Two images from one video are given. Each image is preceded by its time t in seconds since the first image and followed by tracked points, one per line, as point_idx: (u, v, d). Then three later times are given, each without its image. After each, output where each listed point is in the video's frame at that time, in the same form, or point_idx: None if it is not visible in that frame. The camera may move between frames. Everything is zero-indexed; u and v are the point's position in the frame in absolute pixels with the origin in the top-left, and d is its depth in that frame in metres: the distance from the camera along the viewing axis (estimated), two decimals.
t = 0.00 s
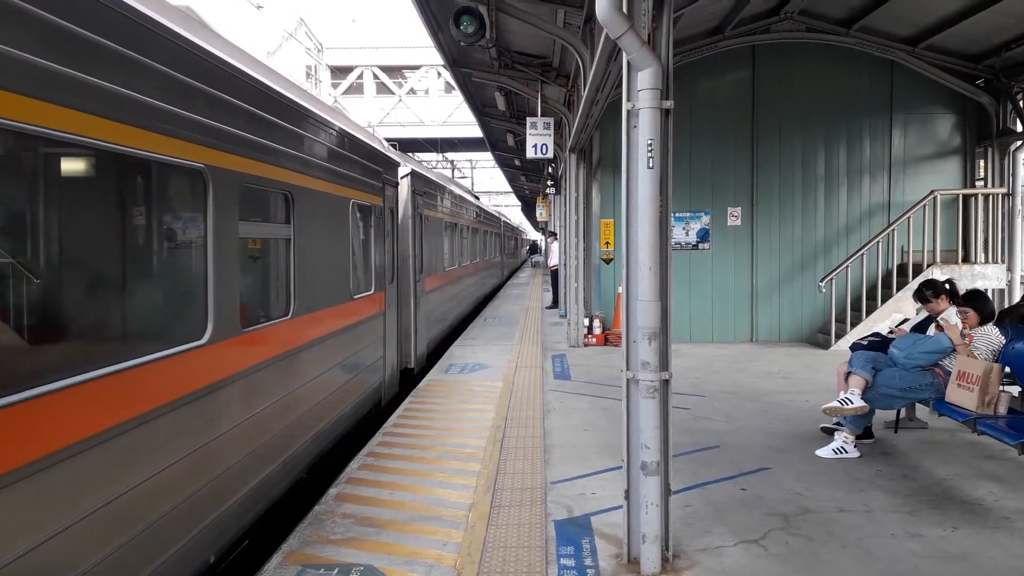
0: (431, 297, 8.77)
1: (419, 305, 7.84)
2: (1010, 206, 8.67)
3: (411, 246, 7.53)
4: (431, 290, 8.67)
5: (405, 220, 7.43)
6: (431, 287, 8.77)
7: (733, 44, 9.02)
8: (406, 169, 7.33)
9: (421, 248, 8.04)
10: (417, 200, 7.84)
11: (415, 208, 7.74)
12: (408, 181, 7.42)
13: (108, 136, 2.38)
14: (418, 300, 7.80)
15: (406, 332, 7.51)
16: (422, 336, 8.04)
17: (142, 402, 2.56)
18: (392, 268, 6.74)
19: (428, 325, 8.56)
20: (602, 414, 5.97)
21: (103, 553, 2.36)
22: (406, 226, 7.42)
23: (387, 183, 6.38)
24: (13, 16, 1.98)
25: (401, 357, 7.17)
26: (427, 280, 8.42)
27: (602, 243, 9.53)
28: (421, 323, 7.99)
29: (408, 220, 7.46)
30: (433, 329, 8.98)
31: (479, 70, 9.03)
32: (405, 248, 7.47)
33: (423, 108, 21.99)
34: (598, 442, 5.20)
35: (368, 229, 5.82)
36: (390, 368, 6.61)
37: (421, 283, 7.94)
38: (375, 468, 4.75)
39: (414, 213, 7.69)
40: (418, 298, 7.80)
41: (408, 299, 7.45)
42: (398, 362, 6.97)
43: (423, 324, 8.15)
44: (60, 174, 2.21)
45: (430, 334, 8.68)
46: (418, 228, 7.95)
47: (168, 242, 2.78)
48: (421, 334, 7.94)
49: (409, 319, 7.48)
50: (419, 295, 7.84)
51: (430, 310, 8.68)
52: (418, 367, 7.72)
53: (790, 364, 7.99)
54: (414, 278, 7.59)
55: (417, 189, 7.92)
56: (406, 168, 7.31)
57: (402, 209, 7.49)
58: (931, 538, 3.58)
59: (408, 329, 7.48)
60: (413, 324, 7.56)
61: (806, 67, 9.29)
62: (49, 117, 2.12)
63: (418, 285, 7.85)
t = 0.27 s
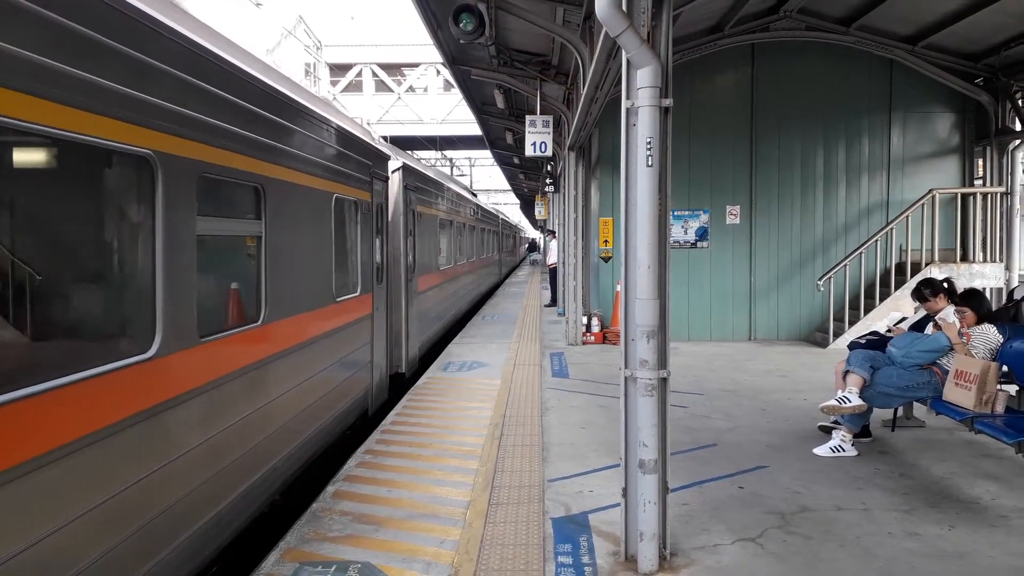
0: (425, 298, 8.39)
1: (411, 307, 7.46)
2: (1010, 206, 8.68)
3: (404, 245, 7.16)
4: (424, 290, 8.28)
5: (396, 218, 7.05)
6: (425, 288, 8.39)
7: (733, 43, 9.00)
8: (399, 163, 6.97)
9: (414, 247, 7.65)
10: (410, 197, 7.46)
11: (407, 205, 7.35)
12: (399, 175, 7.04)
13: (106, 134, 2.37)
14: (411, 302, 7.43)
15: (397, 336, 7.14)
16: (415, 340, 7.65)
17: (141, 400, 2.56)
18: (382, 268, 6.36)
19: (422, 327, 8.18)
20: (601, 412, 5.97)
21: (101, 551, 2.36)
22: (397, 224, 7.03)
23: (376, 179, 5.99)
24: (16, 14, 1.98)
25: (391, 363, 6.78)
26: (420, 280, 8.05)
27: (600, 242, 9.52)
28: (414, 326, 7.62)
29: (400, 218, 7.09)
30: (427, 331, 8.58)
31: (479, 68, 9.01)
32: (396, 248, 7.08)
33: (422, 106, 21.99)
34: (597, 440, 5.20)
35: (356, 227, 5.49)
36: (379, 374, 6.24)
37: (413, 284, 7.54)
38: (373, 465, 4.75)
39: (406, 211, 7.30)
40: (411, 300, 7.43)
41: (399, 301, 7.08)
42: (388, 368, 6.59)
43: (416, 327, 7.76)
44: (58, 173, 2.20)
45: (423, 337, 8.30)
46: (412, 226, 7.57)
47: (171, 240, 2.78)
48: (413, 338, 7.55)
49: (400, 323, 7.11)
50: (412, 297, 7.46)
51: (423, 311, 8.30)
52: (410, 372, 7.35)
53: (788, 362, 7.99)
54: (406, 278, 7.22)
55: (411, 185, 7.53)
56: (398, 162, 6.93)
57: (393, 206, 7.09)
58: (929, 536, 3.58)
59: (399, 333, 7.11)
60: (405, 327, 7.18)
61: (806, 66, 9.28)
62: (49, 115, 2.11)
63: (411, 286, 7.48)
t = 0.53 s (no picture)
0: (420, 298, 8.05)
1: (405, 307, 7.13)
2: (1011, 201, 8.45)
3: (398, 242, 6.85)
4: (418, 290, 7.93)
5: (389, 213, 6.72)
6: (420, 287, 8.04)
7: (735, 39, 9.01)
8: (391, 156, 6.65)
9: (408, 244, 7.34)
10: (404, 191, 7.14)
11: (401, 200, 7.04)
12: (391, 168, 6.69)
13: (106, 130, 2.36)
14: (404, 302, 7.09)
15: (388, 338, 6.80)
16: (407, 342, 7.30)
17: (141, 398, 2.56)
18: (372, 266, 6.03)
19: (416, 328, 7.83)
20: (602, 409, 5.97)
21: (101, 549, 2.36)
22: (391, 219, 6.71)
23: (367, 172, 5.69)
24: (20, 13, 1.98)
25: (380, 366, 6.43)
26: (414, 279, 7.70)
27: (602, 238, 9.52)
28: (407, 327, 7.28)
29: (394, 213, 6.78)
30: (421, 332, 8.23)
31: (480, 64, 9.01)
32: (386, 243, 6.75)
33: (424, 103, 21.99)
34: (598, 437, 5.20)
35: (349, 223, 5.23)
36: (369, 379, 5.92)
37: (406, 283, 7.20)
38: (374, 462, 4.76)
39: (400, 206, 6.98)
40: (404, 300, 7.09)
41: (391, 300, 6.76)
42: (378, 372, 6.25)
43: (410, 328, 7.42)
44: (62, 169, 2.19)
45: (418, 338, 7.96)
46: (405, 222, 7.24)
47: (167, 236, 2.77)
48: (405, 340, 7.20)
49: (391, 324, 6.79)
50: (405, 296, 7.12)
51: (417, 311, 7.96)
52: (402, 376, 7.02)
53: (790, 359, 7.99)
54: (398, 277, 6.89)
55: (404, 179, 7.20)
56: (391, 154, 6.62)
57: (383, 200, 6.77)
58: (930, 533, 3.59)
59: (389, 335, 6.78)
60: (396, 329, 6.84)
61: (808, 62, 9.27)
62: (53, 113, 2.12)
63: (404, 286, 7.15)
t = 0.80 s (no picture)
0: (412, 298, 7.62)
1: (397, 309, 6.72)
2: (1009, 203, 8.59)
3: (391, 240, 6.48)
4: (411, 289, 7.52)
5: (379, 209, 6.31)
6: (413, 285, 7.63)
7: (734, 36, 9.00)
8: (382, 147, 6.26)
9: (399, 240, 6.93)
10: (395, 185, 6.72)
11: (393, 195, 6.65)
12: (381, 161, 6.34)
13: (104, 127, 2.35)
14: (395, 304, 6.66)
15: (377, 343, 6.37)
16: (399, 346, 6.88)
17: (140, 396, 2.55)
18: (358, 265, 5.63)
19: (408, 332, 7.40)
20: (602, 407, 5.96)
21: (99, 547, 2.35)
22: (381, 216, 6.32)
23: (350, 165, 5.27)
24: (18, 8, 1.98)
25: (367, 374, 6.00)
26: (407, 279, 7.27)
27: (602, 236, 9.51)
28: (398, 331, 6.85)
29: (387, 209, 6.39)
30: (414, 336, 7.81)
31: (480, 61, 8.99)
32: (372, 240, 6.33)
33: (423, 100, 21.95)
34: (598, 435, 5.19)
35: (331, 221, 4.85)
36: (355, 387, 5.51)
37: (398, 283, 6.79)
38: (373, 460, 4.75)
39: (392, 202, 6.58)
40: (395, 302, 6.67)
41: (381, 302, 6.35)
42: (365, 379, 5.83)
43: (402, 331, 7.00)
44: (64, 166, 2.18)
45: (410, 342, 7.54)
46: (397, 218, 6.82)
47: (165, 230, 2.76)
48: (397, 344, 6.80)
49: (382, 327, 6.37)
50: (396, 298, 6.70)
51: (410, 313, 7.54)
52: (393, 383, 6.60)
53: (790, 357, 7.98)
54: (391, 277, 6.52)
55: (397, 174, 6.79)
56: (380, 146, 6.22)
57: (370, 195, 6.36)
58: (930, 531, 3.58)
59: (379, 340, 6.35)
60: (387, 333, 6.43)
61: (809, 60, 9.25)
62: (51, 109, 2.11)
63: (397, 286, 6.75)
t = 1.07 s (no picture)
0: (410, 302, 7.24)
1: (392, 314, 6.34)
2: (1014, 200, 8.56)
3: (387, 240, 6.12)
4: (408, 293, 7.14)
5: (373, 208, 5.94)
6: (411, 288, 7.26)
7: (738, 36, 9.05)
8: (376, 141, 5.88)
9: (396, 240, 6.56)
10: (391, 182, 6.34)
11: (390, 193, 6.29)
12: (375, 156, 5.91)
13: (104, 126, 2.36)
14: (391, 309, 6.27)
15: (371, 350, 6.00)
16: (395, 353, 6.51)
17: (151, 394, 2.59)
18: (349, 268, 5.25)
19: (405, 338, 7.02)
20: (607, 405, 5.99)
21: (108, 544, 2.39)
22: (376, 215, 5.94)
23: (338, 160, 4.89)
24: (16, 8, 1.99)
25: (360, 384, 5.62)
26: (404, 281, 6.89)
27: (607, 235, 9.53)
28: (395, 337, 6.48)
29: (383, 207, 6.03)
30: (412, 341, 7.42)
31: (485, 61, 9.03)
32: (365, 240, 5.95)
33: (428, 101, 22.00)
34: (603, 433, 5.21)
35: (320, 220, 4.54)
36: (346, 398, 5.16)
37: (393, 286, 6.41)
38: (380, 458, 4.78)
39: (388, 200, 6.20)
40: (391, 307, 6.29)
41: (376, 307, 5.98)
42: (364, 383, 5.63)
43: (398, 337, 6.62)
44: (64, 165, 2.20)
45: (407, 348, 7.16)
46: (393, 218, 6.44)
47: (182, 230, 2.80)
48: (393, 352, 6.42)
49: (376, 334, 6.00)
50: (392, 302, 6.32)
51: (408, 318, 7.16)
52: (390, 392, 6.26)
53: (794, 356, 8.00)
54: (387, 279, 6.15)
55: (393, 170, 6.42)
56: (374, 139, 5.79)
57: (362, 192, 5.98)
58: (935, 528, 3.59)
59: (373, 347, 5.98)
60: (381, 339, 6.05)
61: (812, 59, 9.26)
62: (49, 108, 2.12)
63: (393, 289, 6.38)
